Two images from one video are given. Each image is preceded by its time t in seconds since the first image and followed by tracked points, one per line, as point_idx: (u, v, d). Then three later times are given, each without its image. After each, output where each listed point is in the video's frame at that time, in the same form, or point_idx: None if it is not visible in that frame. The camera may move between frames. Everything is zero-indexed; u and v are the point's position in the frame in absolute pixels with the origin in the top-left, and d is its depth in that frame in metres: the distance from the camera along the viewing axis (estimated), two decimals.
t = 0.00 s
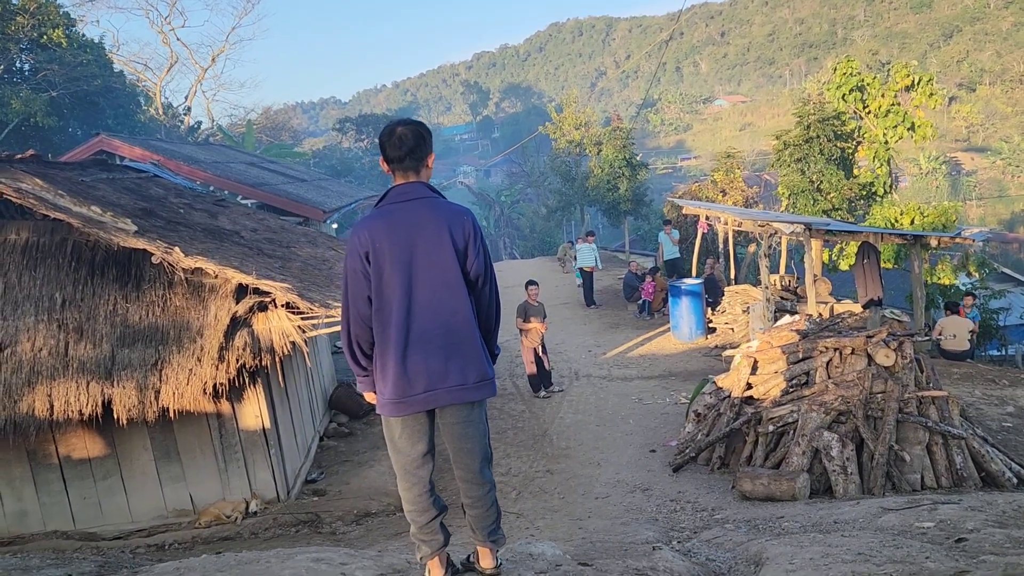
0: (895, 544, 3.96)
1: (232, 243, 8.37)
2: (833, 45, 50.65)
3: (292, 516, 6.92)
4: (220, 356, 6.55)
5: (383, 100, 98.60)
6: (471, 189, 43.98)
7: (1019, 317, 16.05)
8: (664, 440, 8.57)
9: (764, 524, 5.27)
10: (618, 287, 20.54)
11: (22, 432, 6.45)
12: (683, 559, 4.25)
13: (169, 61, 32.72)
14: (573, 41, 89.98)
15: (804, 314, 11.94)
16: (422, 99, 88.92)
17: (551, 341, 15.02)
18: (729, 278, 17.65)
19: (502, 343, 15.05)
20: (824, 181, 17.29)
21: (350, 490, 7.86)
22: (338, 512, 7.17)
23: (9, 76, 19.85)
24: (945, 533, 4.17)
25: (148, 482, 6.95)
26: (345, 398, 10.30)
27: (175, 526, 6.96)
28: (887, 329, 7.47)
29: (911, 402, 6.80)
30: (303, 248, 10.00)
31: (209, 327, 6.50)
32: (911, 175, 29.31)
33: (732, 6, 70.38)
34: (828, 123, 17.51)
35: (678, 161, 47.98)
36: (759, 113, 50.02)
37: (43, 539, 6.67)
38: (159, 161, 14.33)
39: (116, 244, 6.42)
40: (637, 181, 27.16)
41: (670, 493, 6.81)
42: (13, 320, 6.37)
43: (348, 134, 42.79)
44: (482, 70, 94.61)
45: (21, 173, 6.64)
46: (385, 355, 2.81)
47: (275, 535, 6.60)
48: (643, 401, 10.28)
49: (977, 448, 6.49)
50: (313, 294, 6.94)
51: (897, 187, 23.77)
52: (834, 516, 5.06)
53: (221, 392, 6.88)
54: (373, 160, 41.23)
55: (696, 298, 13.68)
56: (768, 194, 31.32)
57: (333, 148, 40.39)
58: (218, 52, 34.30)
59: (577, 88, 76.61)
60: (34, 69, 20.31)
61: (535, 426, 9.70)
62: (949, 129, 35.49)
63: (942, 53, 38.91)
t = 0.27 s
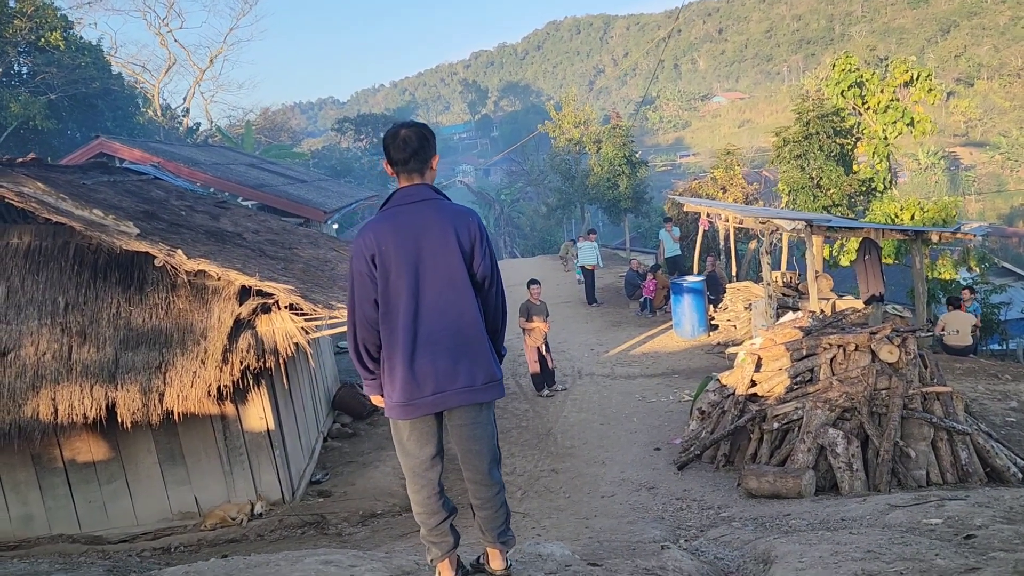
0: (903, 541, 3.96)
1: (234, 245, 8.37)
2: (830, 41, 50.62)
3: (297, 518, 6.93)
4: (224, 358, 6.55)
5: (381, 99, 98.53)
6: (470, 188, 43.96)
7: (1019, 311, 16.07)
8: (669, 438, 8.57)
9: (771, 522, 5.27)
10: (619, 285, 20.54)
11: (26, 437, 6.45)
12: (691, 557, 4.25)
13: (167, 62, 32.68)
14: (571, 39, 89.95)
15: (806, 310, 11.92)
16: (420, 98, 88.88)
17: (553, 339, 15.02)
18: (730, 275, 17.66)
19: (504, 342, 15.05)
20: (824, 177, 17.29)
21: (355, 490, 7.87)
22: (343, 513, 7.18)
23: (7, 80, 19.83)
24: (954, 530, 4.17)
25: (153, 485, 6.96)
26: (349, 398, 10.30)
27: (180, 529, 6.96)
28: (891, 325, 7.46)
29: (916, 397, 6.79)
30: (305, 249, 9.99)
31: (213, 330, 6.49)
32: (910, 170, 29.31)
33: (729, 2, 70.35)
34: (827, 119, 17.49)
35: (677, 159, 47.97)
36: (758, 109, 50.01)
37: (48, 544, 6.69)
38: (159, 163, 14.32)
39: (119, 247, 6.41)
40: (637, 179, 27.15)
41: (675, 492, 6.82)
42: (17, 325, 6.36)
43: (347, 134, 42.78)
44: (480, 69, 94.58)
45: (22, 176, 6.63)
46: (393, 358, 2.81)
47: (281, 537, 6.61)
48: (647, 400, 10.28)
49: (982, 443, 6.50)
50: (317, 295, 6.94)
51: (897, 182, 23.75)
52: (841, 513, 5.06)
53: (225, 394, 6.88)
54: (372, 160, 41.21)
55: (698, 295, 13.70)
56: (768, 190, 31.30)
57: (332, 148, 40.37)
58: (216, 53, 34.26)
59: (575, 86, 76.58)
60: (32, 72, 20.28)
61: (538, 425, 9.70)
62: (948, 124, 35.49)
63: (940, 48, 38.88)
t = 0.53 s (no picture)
0: (921, 536, 3.96)
1: (241, 246, 8.38)
2: (831, 35, 50.53)
3: (309, 518, 6.95)
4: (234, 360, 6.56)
5: (382, 99, 98.53)
6: (472, 186, 43.98)
7: None
8: (677, 435, 8.58)
9: (784, 518, 5.27)
10: (623, 282, 20.53)
11: (38, 440, 6.47)
12: (707, 555, 4.25)
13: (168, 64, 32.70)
14: (571, 37, 89.92)
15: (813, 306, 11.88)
16: (420, 97, 88.87)
17: (559, 337, 15.03)
18: (734, 271, 17.65)
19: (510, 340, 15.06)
20: (828, 172, 17.25)
21: (365, 491, 7.88)
22: (354, 513, 7.19)
23: (10, 84, 19.85)
24: (970, 525, 4.17)
25: (163, 487, 6.98)
26: (356, 398, 10.32)
27: (192, 531, 6.98)
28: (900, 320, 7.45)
29: (926, 392, 6.77)
30: (311, 250, 10.00)
31: (222, 332, 6.51)
32: (912, 164, 29.28)
33: None
34: (830, 114, 17.45)
35: (678, 155, 47.95)
36: (759, 105, 49.96)
37: (60, 546, 6.73)
38: (163, 166, 14.35)
39: (128, 250, 6.43)
40: (639, 176, 27.13)
41: (686, 489, 6.82)
42: (27, 329, 6.38)
43: (348, 134, 42.81)
44: (480, 67, 94.57)
45: (30, 181, 6.64)
46: (411, 359, 2.82)
47: (293, 538, 6.63)
48: (654, 396, 10.29)
49: (993, 437, 6.50)
50: (325, 296, 6.95)
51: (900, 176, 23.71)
52: (854, 509, 5.06)
53: (235, 396, 6.89)
54: (374, 160, 41.24)
55: (703, 292, 13.69)
56: (770, 186, 31.28)
57: (334, 149, 40.40)
58: (216, 55, 34.26)
59: (575, 83, 76.56)
60: (34, 76, 20.31)
61: (547, 423, 9.71)
62: (950, 117, 35.40)
63: (941, 41, 38.80)
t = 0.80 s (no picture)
0: (937, 531, 3.94)
1: (250, 248, 8.40)
2: (835, 30, 50.34)
3: (320, 518, 6.97)
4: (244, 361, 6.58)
5: (386, 99, 98.59)
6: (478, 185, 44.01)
7: None
8: (688, 432, 8.57)
9: (797, 514, 5.27)
10: (630, 280, 20.52)
11: (50, 442, 6.52)
12: (722, 551, 4.25)
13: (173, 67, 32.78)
14: (575, 35, 89.81)
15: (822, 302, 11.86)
16: (424, 97, 88.90)
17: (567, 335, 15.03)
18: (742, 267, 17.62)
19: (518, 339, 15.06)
20: (835, 168, 17.17)
21: (376, 490, 7.89)
22: (365, 513, 7.21)
23: (17, 88, 19.93)
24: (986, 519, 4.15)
25: (175, 488, 7.01)
26: (366, 398, 10.35)
27: (204, 531, 7.02)
28: (911, 315, 7.41)
29: (938, 387, 6.74)
30: (320, 251, 10.02)
31: (232, 333, 6.53)
32: (919, 158, 29.16)
33: None
34: (837, 109, 17.38)
35: (683, 152, 47.85)
36: (764, 100, 49.82)
37: (73, 548, 6.77)
38: (171, 168, 14.40)
39: (138, 253, 6.46)
40: (645, 173, 27.09)
41: (697, 486, 6.81)
42: (39, 332, 6.42)
43: (353, 135, 42.86)
44: (484, 66, 94.57)
45: (41, 184, 6.67)
46: (427, 358, 2.82)
47: (305, 538, 6.65)
48: (663, 394, 10.28)
49: (1005, 432, 6.45)
50: (335, 296, 6.96)
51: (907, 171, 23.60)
52: (868, 504, 5.05)
53: (245, 397, 6.92)
54: (379, 160, 41.28)
55: (711, 289, 13.66)
56: (777, 182, 31.21)
57: (339, 149, 40.46)
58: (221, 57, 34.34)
59: (579, 81, 76.48)
60: (40, 80, 20.38)
61: (556, 421, 9.72)
62: (956, 111, 35.23)
63: (946, 34, 38.61)
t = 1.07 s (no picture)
0: (950, 531, 3.90)
1: (258, 251, 8.42)
2: (843, 26, 50.09)
3: (329, 521, 6.97)
4: (253, 364, 6.59)
5: (393, 101, 98.72)
6: (484, 186, 44.01)
7: None
8: (697, 432, 8.53)
9: (808, 514, 5.23)
10: (638, 279, 20.49)
11: (61, 447, 6.54)
12: (732, 552, 4.22)
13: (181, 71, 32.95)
14: (581, 34, 89.71)
15: (831, 300, 11.76)
16: (431, 98, 89.08)
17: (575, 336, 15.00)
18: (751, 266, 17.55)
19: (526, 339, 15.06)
20: (843, 165, 17.13)
21: (384, 493, 7.89)
22: (375, 515, 7.21)
23: (26, 94, 20.04)
24: (1000, 518, 4.11)
25: (185, 491, 7.03)
26: (374, 400, 10.36)
27: (214, 534, 7.03)
28: (922, 313, 7.36)
29: (950, 385, 6.68)
30: (327, 254, 10.04)
31: (241, 336, 6.55)
32: (928, 154, 28.97)
33: None
34: (845, 105, 17.29)
35: (691, 150, 47.72)
36: (771, 97, 49.62)
37: (84, 552, 6.80)
38: (179, 172, 14.46)
39: (147, 257, 6.48)
40: (652, 172, 27.02)
41: (706, 486, 6.78)
42: (48, 337, 6.45)
43: (361, 137, 42.95)
44: (490, 67, 94.62)
45: (49, 190, 6.70)
46: (435, 361, 2.80)
47: (314, 541, 6.65)
48: (672, 394, 10.24)
49: (1018, 430, 6.39)
50: (342, 298, 6.96)
51: (916, 167, 23.45)
52: (880, 503, 5.01)
53: (254, 400, 6.93)
54: (386, 162, 41.35)
55: (720, 287, 13.61)
56: (785, 179, 31.11)
57: (346, 151, 40.56)
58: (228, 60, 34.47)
59: (586, 81, 76.43)
60: (49, 86, 20.49)
61: (565, 422, 9.69)
62: (965, 106, 35.00)
63: (955, 29, 38.35)
